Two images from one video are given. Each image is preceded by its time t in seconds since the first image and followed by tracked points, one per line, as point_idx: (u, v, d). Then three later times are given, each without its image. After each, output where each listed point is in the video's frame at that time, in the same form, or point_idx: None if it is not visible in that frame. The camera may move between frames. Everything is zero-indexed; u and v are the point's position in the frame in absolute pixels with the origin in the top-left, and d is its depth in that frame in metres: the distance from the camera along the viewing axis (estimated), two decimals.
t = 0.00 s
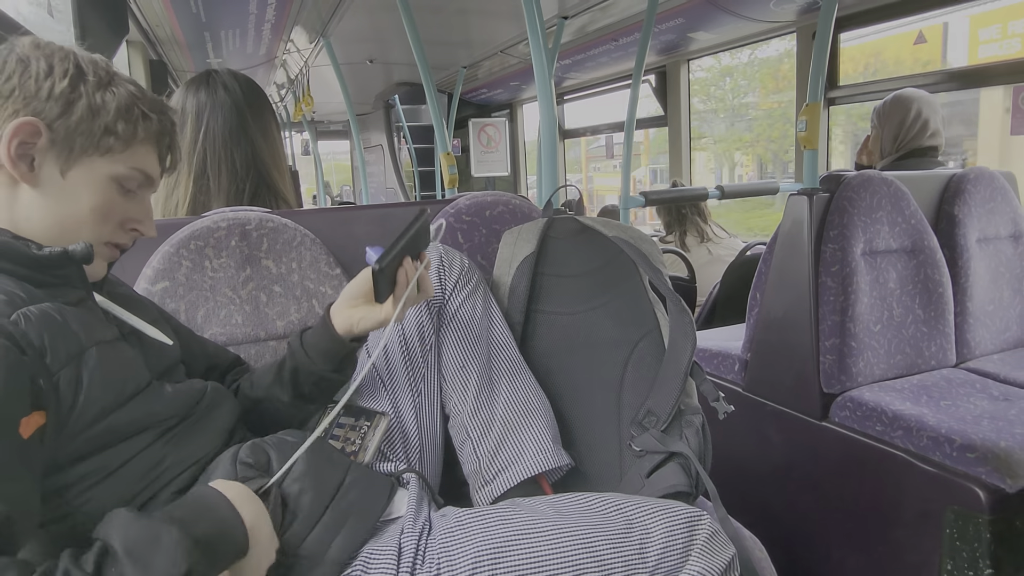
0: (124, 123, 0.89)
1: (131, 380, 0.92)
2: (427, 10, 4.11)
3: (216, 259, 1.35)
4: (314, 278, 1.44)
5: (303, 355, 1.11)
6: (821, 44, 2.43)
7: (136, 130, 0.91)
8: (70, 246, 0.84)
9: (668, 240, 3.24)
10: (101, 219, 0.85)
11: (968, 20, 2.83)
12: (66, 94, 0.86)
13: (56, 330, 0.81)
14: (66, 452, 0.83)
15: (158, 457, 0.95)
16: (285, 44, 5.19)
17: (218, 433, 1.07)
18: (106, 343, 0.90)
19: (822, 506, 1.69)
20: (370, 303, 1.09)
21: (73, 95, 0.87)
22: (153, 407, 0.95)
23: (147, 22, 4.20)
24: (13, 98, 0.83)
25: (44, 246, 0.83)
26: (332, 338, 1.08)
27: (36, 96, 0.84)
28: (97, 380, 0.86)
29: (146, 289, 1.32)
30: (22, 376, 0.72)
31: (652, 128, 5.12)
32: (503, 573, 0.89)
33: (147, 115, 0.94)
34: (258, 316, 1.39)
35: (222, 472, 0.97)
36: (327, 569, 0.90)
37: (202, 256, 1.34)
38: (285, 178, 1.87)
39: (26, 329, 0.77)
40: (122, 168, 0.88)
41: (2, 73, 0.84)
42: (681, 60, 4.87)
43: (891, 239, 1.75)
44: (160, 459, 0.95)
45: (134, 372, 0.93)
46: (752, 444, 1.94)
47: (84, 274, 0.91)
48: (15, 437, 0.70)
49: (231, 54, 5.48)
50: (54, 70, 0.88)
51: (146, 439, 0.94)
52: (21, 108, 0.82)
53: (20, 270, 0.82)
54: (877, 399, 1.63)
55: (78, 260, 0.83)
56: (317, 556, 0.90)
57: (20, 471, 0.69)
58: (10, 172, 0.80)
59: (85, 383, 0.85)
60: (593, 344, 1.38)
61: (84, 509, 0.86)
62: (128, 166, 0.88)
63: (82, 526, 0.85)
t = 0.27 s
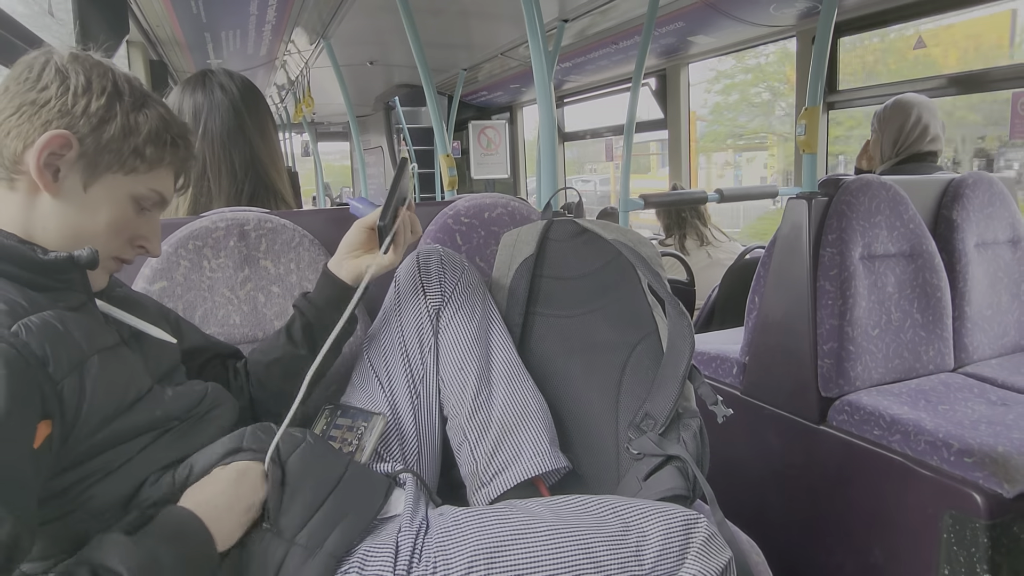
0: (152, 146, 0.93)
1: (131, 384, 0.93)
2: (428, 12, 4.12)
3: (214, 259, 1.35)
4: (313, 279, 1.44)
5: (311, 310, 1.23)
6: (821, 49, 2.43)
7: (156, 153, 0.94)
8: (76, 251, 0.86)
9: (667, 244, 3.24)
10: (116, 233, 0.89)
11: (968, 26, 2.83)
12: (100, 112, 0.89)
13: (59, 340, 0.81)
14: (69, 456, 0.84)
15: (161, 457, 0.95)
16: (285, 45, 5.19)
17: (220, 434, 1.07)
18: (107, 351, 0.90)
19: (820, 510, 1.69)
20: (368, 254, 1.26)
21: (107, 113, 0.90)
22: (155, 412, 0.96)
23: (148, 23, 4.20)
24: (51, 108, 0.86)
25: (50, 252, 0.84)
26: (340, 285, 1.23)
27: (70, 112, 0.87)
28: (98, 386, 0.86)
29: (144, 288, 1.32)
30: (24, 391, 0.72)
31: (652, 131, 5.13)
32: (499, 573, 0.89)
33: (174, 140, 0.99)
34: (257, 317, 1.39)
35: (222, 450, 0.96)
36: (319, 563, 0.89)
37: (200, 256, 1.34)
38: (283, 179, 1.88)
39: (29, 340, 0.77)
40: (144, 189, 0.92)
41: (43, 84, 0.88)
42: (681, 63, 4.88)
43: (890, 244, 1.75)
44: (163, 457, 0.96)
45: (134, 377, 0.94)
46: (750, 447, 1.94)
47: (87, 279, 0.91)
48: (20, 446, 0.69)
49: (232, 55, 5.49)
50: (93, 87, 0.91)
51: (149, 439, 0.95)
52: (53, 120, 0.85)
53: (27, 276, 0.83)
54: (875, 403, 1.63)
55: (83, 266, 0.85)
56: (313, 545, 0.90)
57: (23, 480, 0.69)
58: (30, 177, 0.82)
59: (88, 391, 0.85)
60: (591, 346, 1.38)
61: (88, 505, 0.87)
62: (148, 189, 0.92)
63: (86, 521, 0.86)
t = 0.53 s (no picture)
0: (158, 154, 0.94)
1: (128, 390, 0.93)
2: (430, 14, 4.12)
3: (216, 261, 1.35)
4: (315, 280, 1.44)
5: (311, 326, 1.24)
6: (823, 50, 2.43)
7: (162, 161, 0.94)
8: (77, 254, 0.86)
9: (669, 245, 3.24)
10: (118, 241, 0.89)
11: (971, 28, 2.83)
12: (108, 120, 0.89)
13: (55, 346, 0.81)
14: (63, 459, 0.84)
15: (157, 463, 0.95)
16: (288, 47, 5.21)
17: (217, 441, 1.07)
18: (104, 355, 0.91)
19: (822, 513, 1.68)
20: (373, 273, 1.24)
21: (115, 122, 0.90)
22: (151, 417, 0.96)
23: (151, 25, 4.22)
24: (58, 115, 0.86)
25: (50, 254, 0.84)
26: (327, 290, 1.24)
27: (78, 118, 0.87)
28: (94, 390, 0.86)
29: (145, 289, 1.32)
30: (20, 396, 0.72)
31: (654, 133, 5.13)
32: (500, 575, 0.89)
33: (181, 148, 1.00)
34: (258, 318, 1.39)
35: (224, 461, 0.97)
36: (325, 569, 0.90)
37: (202, 257, 1.34)
38: (284, 180, 1.88)
39: (24, 347, 0.77)
40: (148, 198, 0.92)
41: (51, 89, 0.89)
42: (683, 65, 4.88)
43: (892, 245, 1.75)
44: (161, 463, 0.96)
45: (131, 382, 0.94)
46: (752, 449, 1.94)
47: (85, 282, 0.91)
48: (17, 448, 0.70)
49: (234, 57, 5.50)
50: (101, 93, 0.92)
51: (144, 445, 0.95)
52: (60, 126, 0.85)
53: (27, 278, 0.83)
54: (877, 405, 1.63)
55: (82, 270, 0.84)
56: (317, 555, 0.91)
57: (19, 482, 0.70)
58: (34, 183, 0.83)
59: (83, 396, 0.85)
60: (593, 348, 1.38)
61: (80, 514, 0.85)
62: (151, 198, 0.93)
63: (77, 531, 0.84)
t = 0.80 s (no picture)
0: (155, 160, 0.94)
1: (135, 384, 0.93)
2: (432, 17, 4.13)
3: (218, 264, 1.36)
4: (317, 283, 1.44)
5: (305, 325, 1.23)
6: (824, 53, 2.43)
7: (163, 168, 0.95)
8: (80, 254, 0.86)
9: (671, 248, 3.24)
10: (120, 244, 0.90)
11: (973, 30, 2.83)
12: (105, 126, 0.89)
13: (66, 338, 0.82)
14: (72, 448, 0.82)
15: (163, 455, 0.94)
16: (290, 50, 5.22)
17: (221, 439, 1.06)
18: (112, 348, 0.91)
19: (825, 516, 1.68)
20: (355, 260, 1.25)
21: (111, 128, 0.90)
22: (159, 410, 0.96)
23: (154, 28, 4.23)
24: (54, 120, 0.86)
25: (55, 253, 0.85)
26: (329, 294, 1.23)
27: (76, 123, 0.87)
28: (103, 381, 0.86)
29: (148, 292, 1.32)
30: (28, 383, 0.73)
31: (655, 135, 5.13)
32: None
33: (180, 153, 0.99)
34: (260, 320, 1.39)
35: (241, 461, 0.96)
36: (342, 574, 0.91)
37: (205, 260, 1.34)
38: (285, 182, 1.88)
39: (36, 338, 0.78)
40: (147, 204, 0.93)
41: (48, 96, 0.89)
42: (684, 68, 4.88)
43: (894, 248, 1.75)
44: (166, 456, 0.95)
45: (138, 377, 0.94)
46: (754, 452, 1.94)
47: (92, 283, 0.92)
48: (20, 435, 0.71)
49: (236, 60, 5.52)
50: (98, 99, 0.91)
51: (150, 437, 0.93)
52: (59, 133, 0.85)
53: (34, 276, 0.84)
54: (879, 409, 1.63)
55: (86, 268, 0.85)
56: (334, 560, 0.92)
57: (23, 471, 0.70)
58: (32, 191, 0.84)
59: (92, 384, 0.85)
60: (595, 351, 1.38)
61: (85, 505, 0.83)
62: (152, 206, 0.93)
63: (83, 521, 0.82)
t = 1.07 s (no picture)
0: (143, 151, 0.92)
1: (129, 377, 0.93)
2: (430, 14, 4.13)
3: (216, 261, 1.36)
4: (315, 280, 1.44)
5: (295, 322, 1.22)
6: (823, 50, 2.43)
7: (157, 162, 0.94)
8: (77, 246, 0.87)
9: (670, 246, 3.24)
10: (113, 240, 0.90)
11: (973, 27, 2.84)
12: (89, 121, 0.89)
13: (59, 326, 0.83)
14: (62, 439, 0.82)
15: (155, 452, 0.94)
16: (288, 48, 5.21)
17: (215, 438, 1.06)
18: (106, 339, 0.91)
19: (823, 513, 1.68)
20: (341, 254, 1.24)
21: (98, 122, 0.90)
22: (152, 404, 0.95)
23: (152, 25, 4.23)
24: (40, 116, 0.86)
25: (51, 246, 0.85)
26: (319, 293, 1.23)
27: (60, 118, 0.87)
28: (96, 373, 0.86)
29: (146, 290, 1.32)
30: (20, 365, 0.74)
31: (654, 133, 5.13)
32: None
33: (169, 146, 0.98)
34: (259, 318, 1.39)
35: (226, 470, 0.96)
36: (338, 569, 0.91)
37: (203, 258, 1.34)
38: (282, 179, 1.88)
39: (29, 323, 0.79)
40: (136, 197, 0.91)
41: (34, 91, 0.89)
42: (683, 65, 4.88)
43: (892, 246, 1.75)
44: (157, 454, 0.94)
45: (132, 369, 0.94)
46: (753, 449, 1.94)
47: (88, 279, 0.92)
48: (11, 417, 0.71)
49: (235, 57, 5.51)
50: (83, 93, 0.91)
51: (143, 434, 0.93)
52: (44, 127, 0.86)
53: (27, 268, 0.84)
54: (878, 406, 1.63)
55: (84, 261, 0.86)
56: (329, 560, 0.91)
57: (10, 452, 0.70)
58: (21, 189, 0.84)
59: (85, 373, 0.85)
60: (593, 349, 1.38)
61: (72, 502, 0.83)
62: (142, 197, 0.92)
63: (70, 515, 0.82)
